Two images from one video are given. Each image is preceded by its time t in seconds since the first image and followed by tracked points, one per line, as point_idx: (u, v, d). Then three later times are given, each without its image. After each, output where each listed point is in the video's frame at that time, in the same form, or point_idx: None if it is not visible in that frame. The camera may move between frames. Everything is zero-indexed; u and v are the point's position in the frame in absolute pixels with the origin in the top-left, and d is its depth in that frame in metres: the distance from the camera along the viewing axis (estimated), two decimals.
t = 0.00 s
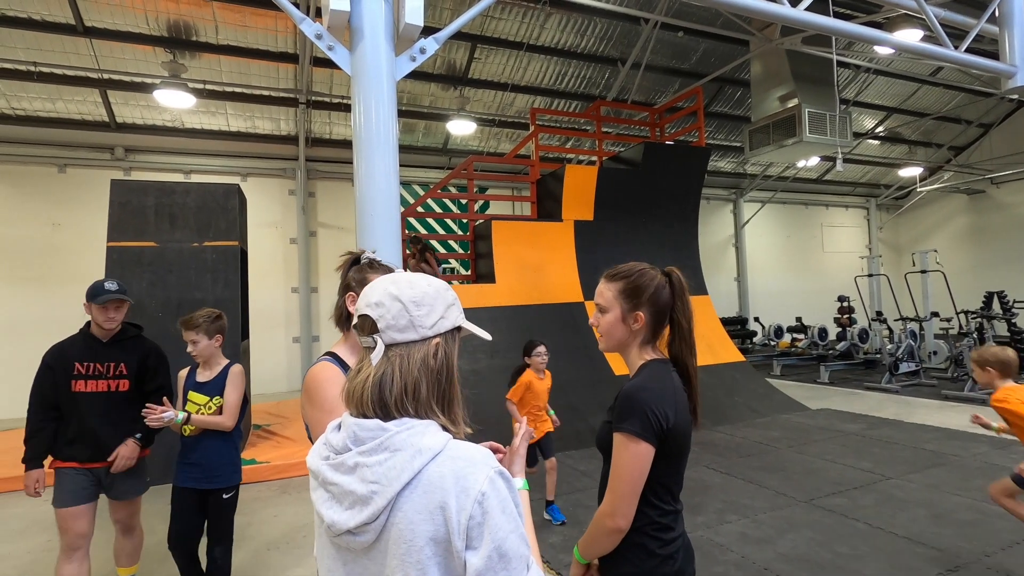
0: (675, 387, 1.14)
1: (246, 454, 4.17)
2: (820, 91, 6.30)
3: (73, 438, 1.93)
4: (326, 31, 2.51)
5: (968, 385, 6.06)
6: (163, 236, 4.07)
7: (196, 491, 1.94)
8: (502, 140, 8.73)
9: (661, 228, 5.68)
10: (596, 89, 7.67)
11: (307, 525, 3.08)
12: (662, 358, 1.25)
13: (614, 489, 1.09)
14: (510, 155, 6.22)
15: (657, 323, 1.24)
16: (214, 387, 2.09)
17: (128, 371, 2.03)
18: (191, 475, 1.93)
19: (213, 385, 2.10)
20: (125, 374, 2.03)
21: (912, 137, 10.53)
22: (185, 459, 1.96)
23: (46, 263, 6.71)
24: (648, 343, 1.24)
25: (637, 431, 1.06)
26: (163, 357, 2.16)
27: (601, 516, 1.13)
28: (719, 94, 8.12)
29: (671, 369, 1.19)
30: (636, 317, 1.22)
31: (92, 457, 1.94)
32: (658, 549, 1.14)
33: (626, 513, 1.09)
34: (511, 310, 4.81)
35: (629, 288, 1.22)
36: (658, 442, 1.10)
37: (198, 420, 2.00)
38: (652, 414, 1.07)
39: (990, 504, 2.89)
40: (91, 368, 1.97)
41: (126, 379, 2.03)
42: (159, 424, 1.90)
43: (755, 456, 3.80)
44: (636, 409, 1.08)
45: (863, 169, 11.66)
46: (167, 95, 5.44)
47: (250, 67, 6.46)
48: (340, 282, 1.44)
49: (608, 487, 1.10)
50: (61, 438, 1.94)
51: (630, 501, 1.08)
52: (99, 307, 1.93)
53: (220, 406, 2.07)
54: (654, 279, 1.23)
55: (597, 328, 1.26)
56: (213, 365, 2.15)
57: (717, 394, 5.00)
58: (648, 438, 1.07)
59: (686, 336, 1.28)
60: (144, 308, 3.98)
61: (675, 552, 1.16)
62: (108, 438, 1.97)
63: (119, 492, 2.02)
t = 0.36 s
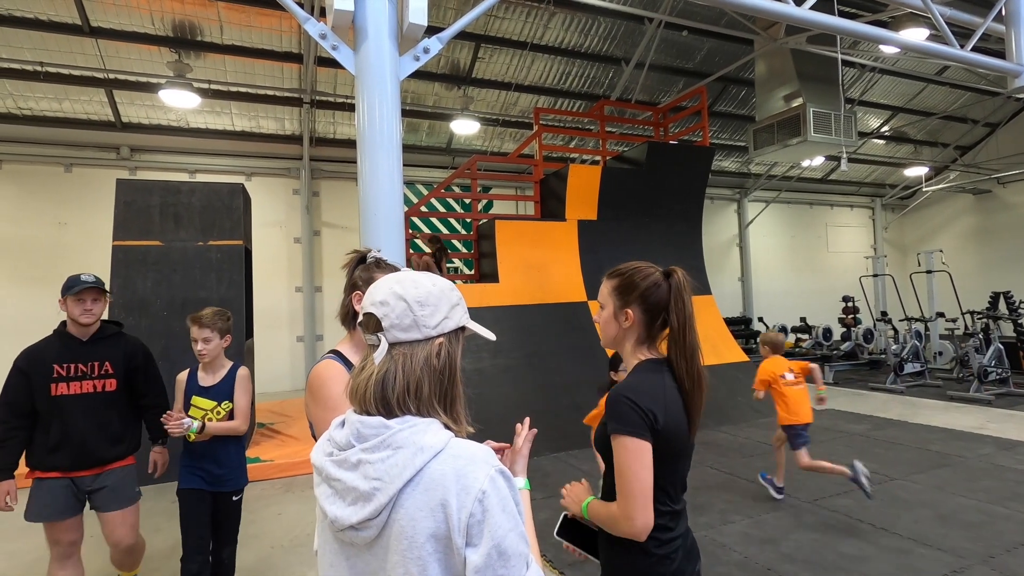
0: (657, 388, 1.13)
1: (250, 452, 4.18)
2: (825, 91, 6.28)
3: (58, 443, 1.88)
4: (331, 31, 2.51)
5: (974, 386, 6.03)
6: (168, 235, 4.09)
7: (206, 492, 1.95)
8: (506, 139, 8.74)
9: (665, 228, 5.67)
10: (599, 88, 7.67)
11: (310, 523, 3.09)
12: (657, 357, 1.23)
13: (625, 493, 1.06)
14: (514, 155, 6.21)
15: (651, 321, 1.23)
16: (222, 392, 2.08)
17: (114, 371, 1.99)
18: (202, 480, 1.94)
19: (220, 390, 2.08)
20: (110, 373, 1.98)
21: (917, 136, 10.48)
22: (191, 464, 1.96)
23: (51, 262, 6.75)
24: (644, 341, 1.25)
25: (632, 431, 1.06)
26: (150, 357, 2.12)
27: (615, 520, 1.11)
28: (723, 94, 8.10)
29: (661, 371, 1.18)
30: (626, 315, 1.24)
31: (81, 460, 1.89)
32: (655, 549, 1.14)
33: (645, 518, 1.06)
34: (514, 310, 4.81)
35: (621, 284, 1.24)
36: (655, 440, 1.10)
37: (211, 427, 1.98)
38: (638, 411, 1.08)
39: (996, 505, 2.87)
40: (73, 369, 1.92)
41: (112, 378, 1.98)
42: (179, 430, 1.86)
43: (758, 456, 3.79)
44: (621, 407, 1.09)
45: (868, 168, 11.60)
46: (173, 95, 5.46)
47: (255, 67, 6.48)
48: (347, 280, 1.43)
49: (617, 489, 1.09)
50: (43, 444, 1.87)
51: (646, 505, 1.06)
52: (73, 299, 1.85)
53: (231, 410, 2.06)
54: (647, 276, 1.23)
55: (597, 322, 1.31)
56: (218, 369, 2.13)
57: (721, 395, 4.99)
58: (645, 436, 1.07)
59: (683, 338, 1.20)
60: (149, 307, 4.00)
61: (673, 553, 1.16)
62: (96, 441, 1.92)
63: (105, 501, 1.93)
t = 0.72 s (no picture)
0: (658, 389, 1.12)
1: (253, 450, 4.19)
2: (830, 91, 6.25)
3: (50, 448, 1.80)
4: (335, 30, 2.51)
5: (978, 388, 6.00)
6: (172, 233, 4.11)
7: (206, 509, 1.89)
8: (510, 139, 8.74)
9: (668, 228, 5.66)
10: (603, 88, 7.66)
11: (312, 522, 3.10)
12: (660, 359, 1.23)
13: (621, 493, 1.07)
14: (518, 154, 6.20)
15: (653, 323, 1.23)
16: (221, 396, 2.00)
17: (112, 373, 1.93)
18: (202, 496, 1.88)
19: (217, 395, 1.99)
20: (108, 375, 1.92)
21: (923, 137, 10.43)
22: (186, 477, 1.89)
23: (56, 259, 6.78)
24: (645, 342, 1.24)
25: (633, 431, 1.06)
26: (145, 359, 2.06)
27: (611, 518, 1.11)
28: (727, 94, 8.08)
29: (663, 373, 1.17)
30: (629, 317, 1.23)
31: (73, 466, 1.82)
32: (654, 549, 1.14)
33: (641, 517, 1.06)
34: (517, 309, 4.81)
35: (622, 287, 1.24)
36: (655, 441, 1.10)
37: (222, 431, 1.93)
38: (636, 412, 1.08)
39: (1000, 508, 2.85)
40: (69, 371, 1.86)
41: (109, 380, 1.92)
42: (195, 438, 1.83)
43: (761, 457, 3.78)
44: (620, 407, 1.09)
45: (872, 169, 11.56)
46: (178, 94, 5.48)
47: (259, 66, 6.50)
48: (353, 280, 1.44)
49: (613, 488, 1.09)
50: (34, 448, 1.80)
51: (642, 504, 1.06)
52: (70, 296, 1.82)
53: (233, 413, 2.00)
54: (648, 278, 1.22)
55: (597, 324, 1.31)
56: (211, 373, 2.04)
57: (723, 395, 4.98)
58: (644, 436, 1.07)
59: (685, 339, 1.20)
60: (153, 305, 4.01)
61: (673, 553, 1.15)
62: (90, 446, 1.85)
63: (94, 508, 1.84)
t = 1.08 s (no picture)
0: (663, 389, 1.10)
1: (251, 447, 4.18)
2: (832, 91, 6.23)
3: (37, 453, 1.71)
4: (335, 25, 2.49)
5: (978, 391, 5.99)
6: (172, 229, 4.09)
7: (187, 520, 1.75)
8: (511, 138, 8.73)
9: (669, 227, 5.64)
10: (605, 87, 7.65)
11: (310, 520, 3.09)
12: (664, 358, 1.21)
13: (617, 497, 1.06)
14: (520, 152, 6.17)
15: (657, 322, 1.22)
16: (207, 398, 1.84)
17: (107, 375, 1.82)
18: (183, 508, 1.73)
19: (203, 395, 1.84)
20: (103, 377, 1.82)
21: (925, 139, 10.40)
22: (167, 489, 1.74)
23: (55, 255, 6.77)
24: (647, 343, 1.23)
25: (634, 432, 1.05)
26: (145, 361, 1.94)
27: (606, 523, 1.10)
28: (729, 94, 8.06)
29: (668, 372, 1.15)
30: (634, 317, 1.21)
31: (58, 474, 1.72)
32: (656, 552, 1.13)
33: (636, 519, 1.06)
34: (517, 308, 4.80)
35: (626, 287, 1.22)
36: (657, 443, 1.08)
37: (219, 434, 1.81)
38: (641, 414, 1.06)
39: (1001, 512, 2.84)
40: (62, 369, 1.77)
41: (103, 382, 1.82)
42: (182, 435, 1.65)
43: (761, 458, 3.77)
44: (624, 409, 1.07)
45: (874, 171, 11.54)
46: (178, 90, 5.46)
47: (260, 62, 6.48)
48: (351, 277, 1.43)
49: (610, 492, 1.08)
50: (21, 452, 1.71)
51: (638, 507, 1.06)
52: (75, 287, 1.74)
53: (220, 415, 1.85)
54: (651, 277, 1.21)
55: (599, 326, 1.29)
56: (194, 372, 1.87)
57: (723, 396, 4.97)
58: (645, 441, 1.05)
59: (689, 337, 1.20)
60: (152, 301, 4.00)
61: (676, 556, 1.14)
62: (76, 453, 1.75)
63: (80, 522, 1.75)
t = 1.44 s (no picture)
0: (661, 381, 1.12)
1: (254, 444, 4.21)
2: (835, 91, 6.23)
3: (37, 452, 1.66)
4: (339, 24, 2.52)
5: (981, 392, 5.98)
6: (176, 227, 4.12)
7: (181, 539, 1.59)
8: (514, 138, 8.75)
9: (672, 227, 5.65)
10: (608, 87, 7.66)
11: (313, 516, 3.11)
12: (662, 351, 1.23)
13: (616, 485, 1.08)
14: (522, 151, 6.18)
15: (656, 316, 1.23)
16: (210, 404, 1.69)
17: (109, 371, 1.75)
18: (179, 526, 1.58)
19: (206, 401, 1.69)
20: (104, 373, 1.75)
21: (929, 139, 10.38)
22: (162, 501, 1.59)
23: (61, 253, 6.81)
24: (645, 336, 1.25)
25: (629, 423, 1.07)
26: (149, 356, 1.86)
27: (603, 512, 1.12)
28: (732, 94, 8.07)
29: (666, 366, 1.16)
30: (633, 311, 1.22)
31: (58, 475, 1.67)
32: (655, 542, 1.14)
33: (632, 509, 1.08)
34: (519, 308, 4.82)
35: (625, 282, 1.23)
36: (655, 434, 1.10)
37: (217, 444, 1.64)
38: (640, 406, 1.07)
39: (1001, 511, 2.85)
40: (62, 365, 1.70)
41: (104, 379, 1.74)
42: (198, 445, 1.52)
43: (762, 457, 3.78)
44: (623, 401, 1.09)
45: (878, 172, 11.52)
46: (183, 89, 5.50)
47: (264, 62, 6.51)
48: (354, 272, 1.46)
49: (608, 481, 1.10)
50: (20, 450, 1.66)
51: (635, 497, 1.07)
52: (73, 278, 1.67)
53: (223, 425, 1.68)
54: (650, 271, 1.22)
55: (598, 319, 1.30)
56: (199, 376, 1.72)
57: (724, 396, 4.98)
58: (644, 432, 1.07)
59: (687, 331, 1.21)
60: (157, 298, 4.03)
61: (674, 546, 1.15)
62: (77, 452, 1.69)
63: (88, 524, 1.73)
